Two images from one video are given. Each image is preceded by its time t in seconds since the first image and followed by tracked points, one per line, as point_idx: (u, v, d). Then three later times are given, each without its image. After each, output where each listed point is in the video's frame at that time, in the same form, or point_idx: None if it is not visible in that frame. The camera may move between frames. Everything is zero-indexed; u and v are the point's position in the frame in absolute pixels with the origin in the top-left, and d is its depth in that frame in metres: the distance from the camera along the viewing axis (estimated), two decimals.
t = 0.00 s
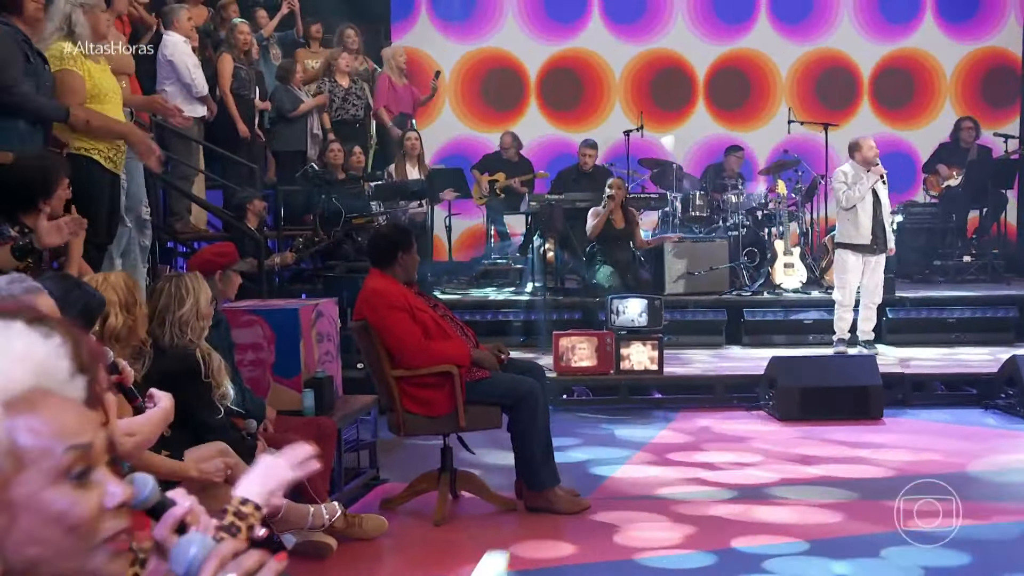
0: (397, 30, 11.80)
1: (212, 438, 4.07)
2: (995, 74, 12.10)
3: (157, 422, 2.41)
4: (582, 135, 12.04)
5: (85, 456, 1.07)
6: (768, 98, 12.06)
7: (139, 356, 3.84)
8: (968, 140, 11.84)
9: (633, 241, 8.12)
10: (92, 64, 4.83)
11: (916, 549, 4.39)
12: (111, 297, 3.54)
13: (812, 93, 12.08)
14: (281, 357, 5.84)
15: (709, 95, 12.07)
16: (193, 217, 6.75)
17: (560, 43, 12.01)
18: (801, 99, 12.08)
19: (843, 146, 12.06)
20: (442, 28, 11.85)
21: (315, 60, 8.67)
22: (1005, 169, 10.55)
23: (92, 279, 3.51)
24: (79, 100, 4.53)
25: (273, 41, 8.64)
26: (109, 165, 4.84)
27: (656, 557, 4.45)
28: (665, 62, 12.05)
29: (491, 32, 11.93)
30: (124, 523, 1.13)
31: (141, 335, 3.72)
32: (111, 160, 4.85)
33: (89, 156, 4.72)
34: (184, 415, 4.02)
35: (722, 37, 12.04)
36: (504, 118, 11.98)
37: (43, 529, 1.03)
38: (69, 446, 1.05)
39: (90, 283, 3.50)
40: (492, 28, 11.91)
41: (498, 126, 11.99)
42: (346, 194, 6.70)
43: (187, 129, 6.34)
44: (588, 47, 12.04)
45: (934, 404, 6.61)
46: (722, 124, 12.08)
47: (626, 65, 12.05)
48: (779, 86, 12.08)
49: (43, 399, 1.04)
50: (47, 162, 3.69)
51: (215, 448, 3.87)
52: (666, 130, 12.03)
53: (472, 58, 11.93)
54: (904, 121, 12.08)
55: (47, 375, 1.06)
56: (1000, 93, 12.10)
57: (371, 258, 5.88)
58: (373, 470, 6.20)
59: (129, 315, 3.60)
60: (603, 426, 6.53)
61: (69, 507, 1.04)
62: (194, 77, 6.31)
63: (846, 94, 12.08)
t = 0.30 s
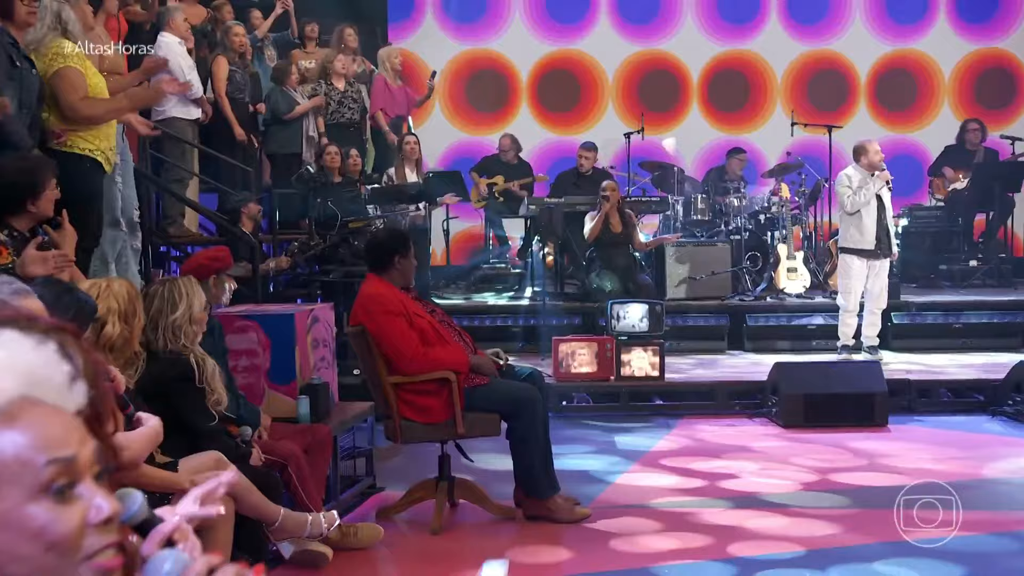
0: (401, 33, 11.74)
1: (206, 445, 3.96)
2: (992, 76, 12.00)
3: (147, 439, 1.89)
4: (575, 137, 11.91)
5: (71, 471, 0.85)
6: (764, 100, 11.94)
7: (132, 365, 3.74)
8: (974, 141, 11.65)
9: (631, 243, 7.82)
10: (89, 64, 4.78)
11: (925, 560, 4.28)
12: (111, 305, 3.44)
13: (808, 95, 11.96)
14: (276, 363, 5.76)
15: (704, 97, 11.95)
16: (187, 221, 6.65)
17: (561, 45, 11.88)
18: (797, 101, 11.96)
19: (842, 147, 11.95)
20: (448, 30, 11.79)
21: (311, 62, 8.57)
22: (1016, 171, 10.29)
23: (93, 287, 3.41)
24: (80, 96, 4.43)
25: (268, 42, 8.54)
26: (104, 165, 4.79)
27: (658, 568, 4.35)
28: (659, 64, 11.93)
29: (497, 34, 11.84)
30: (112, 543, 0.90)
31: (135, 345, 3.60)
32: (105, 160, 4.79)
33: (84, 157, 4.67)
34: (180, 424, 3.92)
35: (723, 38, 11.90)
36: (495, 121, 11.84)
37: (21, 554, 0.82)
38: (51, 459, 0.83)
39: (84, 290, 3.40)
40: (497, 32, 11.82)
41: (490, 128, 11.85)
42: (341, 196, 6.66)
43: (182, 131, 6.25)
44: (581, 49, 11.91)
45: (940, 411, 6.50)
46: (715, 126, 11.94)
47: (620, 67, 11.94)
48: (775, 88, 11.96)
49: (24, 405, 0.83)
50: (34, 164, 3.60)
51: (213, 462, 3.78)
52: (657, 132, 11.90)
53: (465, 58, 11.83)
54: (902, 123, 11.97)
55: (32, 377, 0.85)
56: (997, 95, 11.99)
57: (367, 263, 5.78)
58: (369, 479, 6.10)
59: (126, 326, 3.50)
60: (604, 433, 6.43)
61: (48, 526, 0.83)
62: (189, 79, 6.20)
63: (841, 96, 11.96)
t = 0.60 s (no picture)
0: (405, 30, 11.50)
1: (198, 445, 3.85)
2: (988, 76, 11.87)
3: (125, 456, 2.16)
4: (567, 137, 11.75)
5: (84, 481, 0.96)
6: (758, 100, 11.80)
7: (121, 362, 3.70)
8: (978, 143, 11.55)
9: (631, 246, 7.79)
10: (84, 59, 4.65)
11: (929, 568, 4.20)
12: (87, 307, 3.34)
13: (803, 95, 11.80)
14: (270, 366, 5.65)
15: (698, 96, 11.81)
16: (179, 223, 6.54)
17: (564, 43, 11.71)
18: (792, 100, 11.81)
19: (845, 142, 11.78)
20: (452, 27, 11.57)
21: (306, 61, 8.45)
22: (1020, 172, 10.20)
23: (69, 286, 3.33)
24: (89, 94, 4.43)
25: (261, 40, 8.42)
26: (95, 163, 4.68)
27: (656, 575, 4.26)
28: (651, 64, 11.78)
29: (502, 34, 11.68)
30: (123, 545, 1.01)
31: (121, 346, 3.50)
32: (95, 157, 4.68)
33: (79, 155, 4.56)
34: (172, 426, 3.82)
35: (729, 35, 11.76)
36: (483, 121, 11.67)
37: (33, 555, 0.93)
38: (66, 470, 0.94)
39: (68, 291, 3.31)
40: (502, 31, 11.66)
41: (480, 129, 11.69)
42: (337, 196, 6.51)
43: (174, 131, 6.13)
44: (573, 47, 11.74)
45: (945, 416, 6.41)
46: (709, 126, 11.79)
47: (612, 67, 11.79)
48: (770, 88, 11.81)
49: (45, 417, 0.93)
50: (22, 163, 3.52)
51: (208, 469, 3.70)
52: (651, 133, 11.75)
53: (456, 54, 11.61)
54: (898, 123, 11.83)
55: (54, 389, 0.95)
56: (994, 94, 11.85)
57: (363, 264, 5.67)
58: (365, 484, 6.00)
59: (107, 327, 3.40)
60: (603, 437, 6.34)
61: (60, 533, 0.94)
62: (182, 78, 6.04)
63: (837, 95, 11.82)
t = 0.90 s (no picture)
0: (408, 29, 11.34)
1: (189, 441, 3.81)
2: (980, 74, 11.70)
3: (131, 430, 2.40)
4: (557, 136, 11.57)
5: (88, 505, 1.05)
6: (749, 98, 11.62)
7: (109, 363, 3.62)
8: (981, 142, 11.42)
9: (628, 246, 7.79)
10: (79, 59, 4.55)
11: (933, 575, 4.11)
12: (85, 317, 3.18)
13: (795, 92, 11.61)
14: (261, 369, 5.55)
15: (689, 94, 11.62)
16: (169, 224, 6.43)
17: (562, 40, 11.54)
18: (784, 99, 11.63)
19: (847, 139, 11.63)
20: (457, 25, 11.40)
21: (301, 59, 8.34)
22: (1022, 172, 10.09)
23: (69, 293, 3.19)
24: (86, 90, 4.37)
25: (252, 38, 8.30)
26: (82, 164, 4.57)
27: None
28: (640, 62, 11.59)
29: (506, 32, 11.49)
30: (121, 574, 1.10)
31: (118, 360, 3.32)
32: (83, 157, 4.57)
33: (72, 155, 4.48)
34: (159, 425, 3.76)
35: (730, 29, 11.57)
36: (469, 121, 11.48)
37: None
38: (72, 492, 1.03)
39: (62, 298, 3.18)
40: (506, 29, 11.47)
41: (467, 127, 11.47)
42: (328, 195, 6.31)
43: (165, 131, 6.02)
44: (561, 45, 11.56)
45: (947, 420, 6.32)
46: (699, 125, 11.60)
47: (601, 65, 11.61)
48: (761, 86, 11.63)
49: (56, 431, 1.04)
50: (12, 165, 3.47)
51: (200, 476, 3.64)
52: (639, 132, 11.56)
53: (442, 51, 11.41)
54: (892, 122, 11.67)
55: (71, 401, 1.06)
56: (986, 92, 11.69)
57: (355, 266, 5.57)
58: (358, 489, 5.91)
59: (104, 340, 3.23)
60: (600, 441, 6.25)
61: (61, 558, 1.04)
62: (173, 77, 5.91)
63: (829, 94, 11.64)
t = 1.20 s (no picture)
0: (405, 27, 11.25)
1: (175, 441, 3.72)
2: (971, 73, 11.57)
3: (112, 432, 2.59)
4: (546, 136, 11.43)
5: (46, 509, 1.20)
6: (740, 96, 11.49)
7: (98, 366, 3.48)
8: (982, 141, 11.18)
9: (626, 247, 7.68)
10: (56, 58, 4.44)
11: None
12: (87, 325, 3.09)
13: (786, 91, 11.48)
14: (250, 372, 5.45)
15: (678, 92, 11.48)
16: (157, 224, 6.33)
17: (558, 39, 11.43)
18: (774, 98, 11.49)
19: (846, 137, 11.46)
20: (460, 24, 11.31)
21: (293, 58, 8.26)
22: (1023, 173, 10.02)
23: (69, 300, 3.12)
24: (54, 95, 4.24)
25: (242, 36, 8.19)
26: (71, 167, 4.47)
27: None
28: (628, 60, 11.45)
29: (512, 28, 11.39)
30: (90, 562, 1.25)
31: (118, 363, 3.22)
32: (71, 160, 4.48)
33: (57, 157, 4.38)
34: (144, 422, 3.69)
35: (732, 27, 11.46)
36: (454, 121, 11.34)
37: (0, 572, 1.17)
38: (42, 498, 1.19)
39: (62, 305, 3.12)
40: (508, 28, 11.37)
41: (453, 126, 11.34)
42: (319, 197, 6.12)
43: (153, 130, 5.92)
44: (548, 43, 11.45)
45: (947, 424, 6.22)
46: (686, 124, 11.46)
47: (589, 63, 11.47)
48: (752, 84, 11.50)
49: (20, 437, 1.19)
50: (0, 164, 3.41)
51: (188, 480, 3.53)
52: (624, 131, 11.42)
53: (429, 49, 11.30)
54: (883, 122, 11.52)
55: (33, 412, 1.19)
56: (977, 92, 11.56)
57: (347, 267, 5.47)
58: (349, 495, 5.80)
59: (105, 345, 3.13)
60: (595, 445, 6.15)
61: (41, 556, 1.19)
62: (161, 76, 5.80)
63: (820, 92, 11.50)
